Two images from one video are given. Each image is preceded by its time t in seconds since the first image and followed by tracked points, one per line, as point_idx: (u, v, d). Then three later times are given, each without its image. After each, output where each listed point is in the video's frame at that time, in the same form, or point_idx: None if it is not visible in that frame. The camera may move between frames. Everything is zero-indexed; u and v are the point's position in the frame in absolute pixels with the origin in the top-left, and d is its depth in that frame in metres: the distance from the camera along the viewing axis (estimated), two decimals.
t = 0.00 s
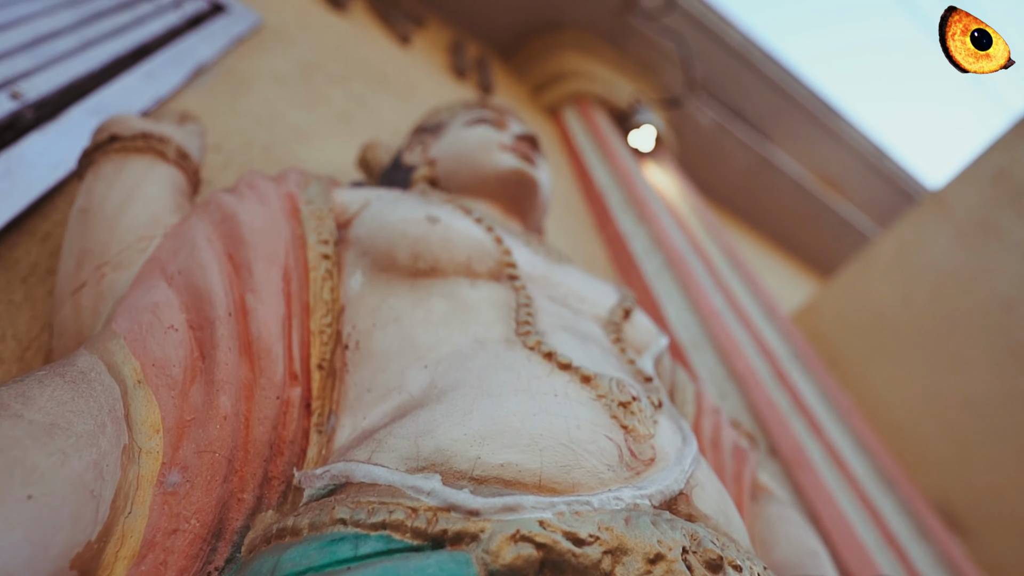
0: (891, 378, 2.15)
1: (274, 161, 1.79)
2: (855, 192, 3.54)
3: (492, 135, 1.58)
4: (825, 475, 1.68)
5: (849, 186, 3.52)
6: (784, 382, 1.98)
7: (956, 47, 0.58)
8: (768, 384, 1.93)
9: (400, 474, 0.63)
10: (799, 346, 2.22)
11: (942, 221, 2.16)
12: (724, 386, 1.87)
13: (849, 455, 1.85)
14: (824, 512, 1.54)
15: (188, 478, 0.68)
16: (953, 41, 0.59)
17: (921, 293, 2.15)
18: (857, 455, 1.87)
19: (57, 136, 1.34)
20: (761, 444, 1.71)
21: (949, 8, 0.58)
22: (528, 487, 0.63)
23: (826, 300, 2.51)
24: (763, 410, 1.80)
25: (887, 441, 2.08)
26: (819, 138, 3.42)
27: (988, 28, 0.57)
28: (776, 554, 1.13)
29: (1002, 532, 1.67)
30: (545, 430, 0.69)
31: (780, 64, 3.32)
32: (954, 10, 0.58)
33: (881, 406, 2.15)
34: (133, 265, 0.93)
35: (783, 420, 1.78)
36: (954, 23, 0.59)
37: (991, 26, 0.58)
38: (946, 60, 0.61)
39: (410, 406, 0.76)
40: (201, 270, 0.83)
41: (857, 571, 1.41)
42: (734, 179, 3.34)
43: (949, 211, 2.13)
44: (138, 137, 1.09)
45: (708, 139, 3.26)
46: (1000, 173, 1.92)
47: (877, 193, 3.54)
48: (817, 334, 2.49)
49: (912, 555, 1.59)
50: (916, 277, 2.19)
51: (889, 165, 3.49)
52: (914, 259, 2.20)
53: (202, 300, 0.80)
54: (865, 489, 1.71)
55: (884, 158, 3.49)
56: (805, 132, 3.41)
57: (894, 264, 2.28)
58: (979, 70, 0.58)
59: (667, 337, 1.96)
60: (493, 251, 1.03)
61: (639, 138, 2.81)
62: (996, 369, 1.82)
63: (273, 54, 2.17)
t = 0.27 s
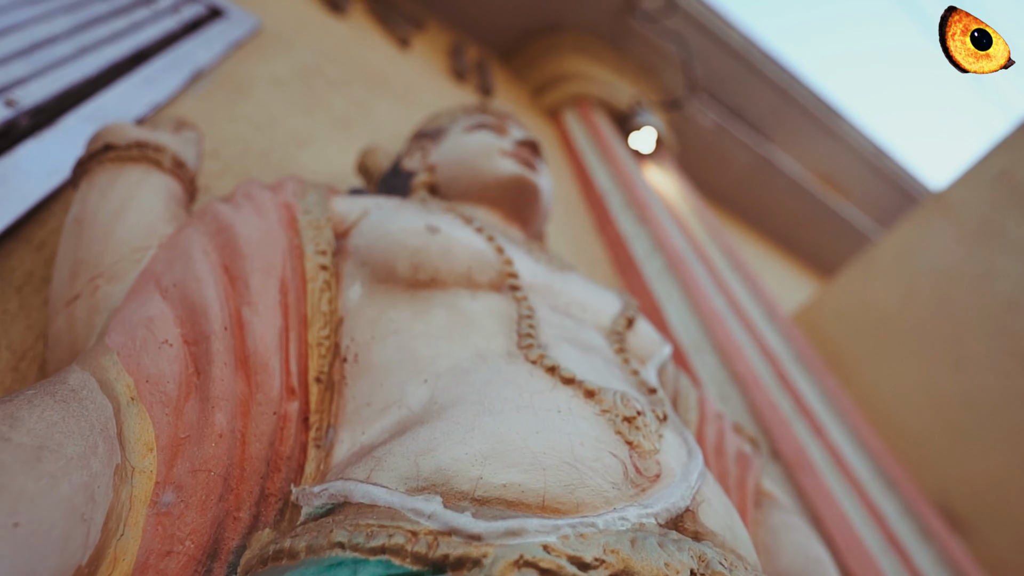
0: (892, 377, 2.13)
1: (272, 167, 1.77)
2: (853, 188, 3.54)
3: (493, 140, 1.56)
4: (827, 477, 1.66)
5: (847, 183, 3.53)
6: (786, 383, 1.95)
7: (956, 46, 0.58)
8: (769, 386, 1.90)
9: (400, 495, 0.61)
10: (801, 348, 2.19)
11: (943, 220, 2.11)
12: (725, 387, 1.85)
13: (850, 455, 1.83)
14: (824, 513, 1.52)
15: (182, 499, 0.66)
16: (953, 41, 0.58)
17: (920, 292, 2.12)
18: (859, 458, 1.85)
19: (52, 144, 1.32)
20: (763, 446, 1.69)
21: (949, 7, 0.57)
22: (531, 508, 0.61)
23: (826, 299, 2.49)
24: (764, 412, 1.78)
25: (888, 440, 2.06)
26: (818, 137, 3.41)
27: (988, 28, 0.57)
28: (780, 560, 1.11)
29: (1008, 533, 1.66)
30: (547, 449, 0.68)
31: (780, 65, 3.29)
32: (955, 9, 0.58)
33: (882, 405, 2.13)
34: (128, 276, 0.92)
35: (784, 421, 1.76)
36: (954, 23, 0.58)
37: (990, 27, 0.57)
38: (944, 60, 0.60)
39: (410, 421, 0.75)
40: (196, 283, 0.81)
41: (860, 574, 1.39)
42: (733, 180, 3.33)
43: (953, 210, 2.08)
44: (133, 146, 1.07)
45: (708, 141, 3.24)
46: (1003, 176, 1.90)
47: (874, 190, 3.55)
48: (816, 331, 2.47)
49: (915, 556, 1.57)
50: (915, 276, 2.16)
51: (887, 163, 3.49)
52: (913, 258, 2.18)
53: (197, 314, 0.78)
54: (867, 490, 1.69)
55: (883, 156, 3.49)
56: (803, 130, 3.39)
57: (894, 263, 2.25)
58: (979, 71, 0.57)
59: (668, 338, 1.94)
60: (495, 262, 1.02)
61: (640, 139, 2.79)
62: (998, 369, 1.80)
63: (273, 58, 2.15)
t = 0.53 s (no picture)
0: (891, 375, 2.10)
1: (271, 174, 1.75)
2: (850, 186, 3.53)
3: (494, 147, 1.54)
4: (831, 481, 1.63)
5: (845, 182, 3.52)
6: (788, 385, 1.91)
7: (956, 46, 0.60)
8: (772, 388, 1.87)
9: (400, 522, 0.59)
10: (804, 350, 2.14)
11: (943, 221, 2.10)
12: (727, 389, 1.81)
13: (853, 457, 1.79)
14: (830, 521, 1.50)
15: (175, 524, 0.64)
16: (953, 41, 0.61)
17: (921, 291, 2.09)
18: (862, 459, 1.81)
19: (47, 154, 1.31)
20: (766, 450, 1.66)
21: (950, 8, 0.60)
22: (536, 535, 0.59)
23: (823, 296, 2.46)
24: (766, 415, 1.75)
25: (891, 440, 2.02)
26: (817, 137, 3.39)
27: (987, 29, 0.60)
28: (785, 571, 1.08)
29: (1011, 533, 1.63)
30: (553, 471, 0.66)
31: (779, 66, 3.26)
32: (955, 10, 0.60)
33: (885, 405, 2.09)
34: (121, 292, 0.90)
35: (787, 425, 1.73)
36: (954, 23, 0.61)
37: (990, 28, 0.60)
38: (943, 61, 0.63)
39: (410, 442, 0.72)
40: (190, 299, 0.79)
41: None
42: (733, 180, 3.31)
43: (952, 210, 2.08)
44: (127, 157, 1.05)
45: (708, 141, 3.22)
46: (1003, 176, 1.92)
47: (871, 188, 3.54)
48: (813, 329, 2.44)
49: (920, 560, 1.54)
50: (915, 275, 2.13)
51: (885, 162, 3.48)
52: (915, 257, 2.15)
53: (192, 332, 0.76)
54: (870, 493, 1.66)
55: (881, 155, 3.48)
56: (800, 129, 3.37)
57: (895, 262, 2.22)
58: (978, 70, 0.60)
59: (669, 341, 1.92)
60: (496, 273, 1.00)
61: (640, 142, 2.77)
62: (1004, 371, 1.78)
63: (271, 63, 2.14)
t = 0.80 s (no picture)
0: (897, 379, 2.08)
1: (270, 183, 1.73)
2: (850, 185, 3.52)
3: (495, 153, 1.52)
4: (836, 486, 1.60)
5: (844, 181, 3.50)
6: (792, 390, 1.88)
7: (957, 46, 0.62)
8: (775, 393, 1.84)
9: (401, 553, 0.57)
10: (807, 351, 2.13)
11: (944, 223, 2.06)
12: (731, 394, 1.79)
13: (859, 462, 1.77)
14: (838, 528, 1.47)
15: (168, 553, 0.62)
16: (953, 41, 0.62)
17: (924, 293, 2.06)
18: (867, 464, 1.78)
19: (42, 163, 1.29)
20: (770, 455, 1.64)
21: (951, 9, 0.62)
22: (542, 565, 0.57)
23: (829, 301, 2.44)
24: (771, 420, 1.72)
25: (896, 445, 1.99)
26: (816, 137, 3.37)
27: (988, 30, 0.61)
28: None
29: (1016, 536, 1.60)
30: (558, 497, 0.64)
31: (777, 67, 3.25)
32: (955, 11, 0.62)
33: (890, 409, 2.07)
34: (115, 309, 0.88)
35: (792, 430, 1.70)
36: (954, 23, 0.62)
37: (990, 28, 0.62)
38: (944, 60, 0.65)
39: (411, 464, 0.70)
40: (184, 317, 0.77)
41: None
42: (732, 181, 3.29)
43: (954, 211, 2.04)
44: (121, 169, 1.03)
45: (707, 143, 3.20)
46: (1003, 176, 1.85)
47: (870, 188, 3.52)
48: (819, 334, 2.42)
49: (927, 566, 1.51)
50: (918, 277, 2.11)
51: (884, 161, 3.46)
52: (918, 259, 2.12)
53: (186, 351, 0.74)
54: (877, 498, 1.63)
55: (880, 153, 3.45)
56: (799, 129, 3.35)
57: (899, 264, 2.19)
58: (979, 70, 0.62)
59: (671, 346, 1.89)
60: (498, 286, 0.97)
61: (641, 143, 2.68)
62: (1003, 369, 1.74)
63: (269, 69, 2.12)
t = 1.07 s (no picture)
0: (901, 379, 2.06)
1: (268, 188, 1.71)
2: (850, 185, 3.50)
3: (495, 159, 1.50)
4: (840, 490, 1.58)
5: (844, 181, 3.48)
6: (795, 394, 1.85)
7: (957, 46, 0.61)
8: (778, 396, 1.81)
9: None
10: (809, 353, 2.10)
11: (947, 224, 2.04)
12: (733, 397, 1.77)
13: (863, 466, 1.74)
14: (842, 533, 1.45)
15: None
16: (953, 41, 0.61)
17: (927, 293, 2.04)
18: (870, 465, 1.75)
19: (38, 171, 1.27)
20: (773, 460, 1.61)
21: (951, 9, 0.60)
22: None
23: (830, 301, 2.42)
24: (774, 424, 1.69)
25: (900, 447, 1.97)
26: (816, 138, 3.35)
27: (988, 29, 0.60)
28: None
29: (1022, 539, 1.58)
30: (563, 518, 0.62)
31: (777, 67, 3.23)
32: (955, 10, 0.61)
33: (895, 411, 2.04)
34: (110, 323, 0.86)
35: (794, 433, 1.68)
36: (954, 23, 0.61)
37: (990, 28, 0.60)
38: (944, 60, 0.64)
39: (411, 483, 0.69)
40: (179, 332, 0.75)
41: None
42: (732, 182, 3.27)
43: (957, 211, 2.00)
44: (117, 178, 1.01)
45: (707, 143, 3.19)
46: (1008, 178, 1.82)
47: (870, 187, 3.50)
48: (820, 334, 2.40)
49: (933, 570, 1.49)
50: (921, 277, 2.08)
51: (884, 160, 3.44)
52: (920, 258, 2.10)
53: (181, 367, 0.72)
54: (881, 502, 1.61)
55: (880, 153, 3.43)
56: (799, 129, 3.33)
57: (901, 264, 2.17)
58: (979, 70, 0.61)
59: (674, 349, 1.87)
60: (500, 297, 0.96)
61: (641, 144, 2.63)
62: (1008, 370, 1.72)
63: (268, 73, 2.10)
